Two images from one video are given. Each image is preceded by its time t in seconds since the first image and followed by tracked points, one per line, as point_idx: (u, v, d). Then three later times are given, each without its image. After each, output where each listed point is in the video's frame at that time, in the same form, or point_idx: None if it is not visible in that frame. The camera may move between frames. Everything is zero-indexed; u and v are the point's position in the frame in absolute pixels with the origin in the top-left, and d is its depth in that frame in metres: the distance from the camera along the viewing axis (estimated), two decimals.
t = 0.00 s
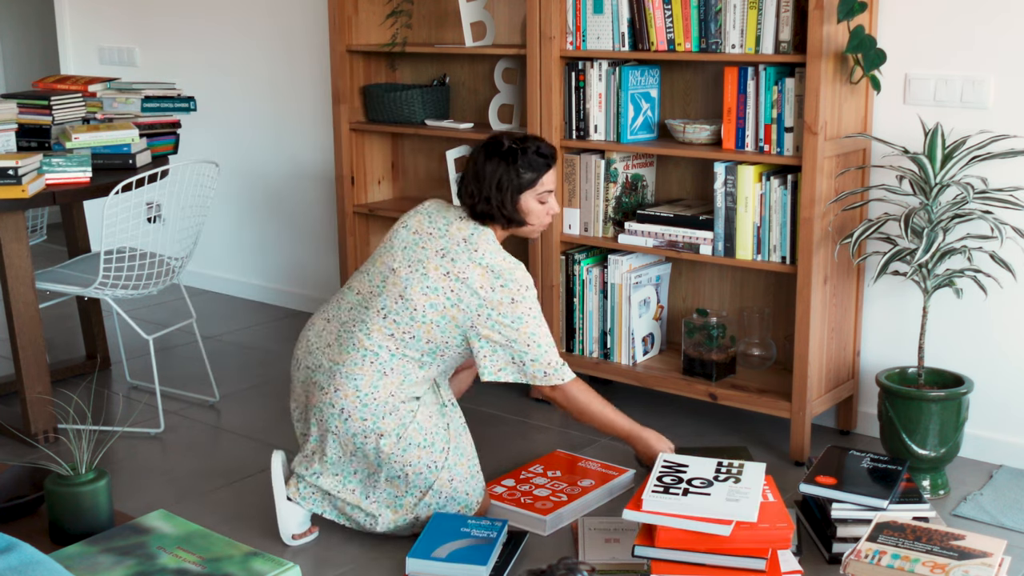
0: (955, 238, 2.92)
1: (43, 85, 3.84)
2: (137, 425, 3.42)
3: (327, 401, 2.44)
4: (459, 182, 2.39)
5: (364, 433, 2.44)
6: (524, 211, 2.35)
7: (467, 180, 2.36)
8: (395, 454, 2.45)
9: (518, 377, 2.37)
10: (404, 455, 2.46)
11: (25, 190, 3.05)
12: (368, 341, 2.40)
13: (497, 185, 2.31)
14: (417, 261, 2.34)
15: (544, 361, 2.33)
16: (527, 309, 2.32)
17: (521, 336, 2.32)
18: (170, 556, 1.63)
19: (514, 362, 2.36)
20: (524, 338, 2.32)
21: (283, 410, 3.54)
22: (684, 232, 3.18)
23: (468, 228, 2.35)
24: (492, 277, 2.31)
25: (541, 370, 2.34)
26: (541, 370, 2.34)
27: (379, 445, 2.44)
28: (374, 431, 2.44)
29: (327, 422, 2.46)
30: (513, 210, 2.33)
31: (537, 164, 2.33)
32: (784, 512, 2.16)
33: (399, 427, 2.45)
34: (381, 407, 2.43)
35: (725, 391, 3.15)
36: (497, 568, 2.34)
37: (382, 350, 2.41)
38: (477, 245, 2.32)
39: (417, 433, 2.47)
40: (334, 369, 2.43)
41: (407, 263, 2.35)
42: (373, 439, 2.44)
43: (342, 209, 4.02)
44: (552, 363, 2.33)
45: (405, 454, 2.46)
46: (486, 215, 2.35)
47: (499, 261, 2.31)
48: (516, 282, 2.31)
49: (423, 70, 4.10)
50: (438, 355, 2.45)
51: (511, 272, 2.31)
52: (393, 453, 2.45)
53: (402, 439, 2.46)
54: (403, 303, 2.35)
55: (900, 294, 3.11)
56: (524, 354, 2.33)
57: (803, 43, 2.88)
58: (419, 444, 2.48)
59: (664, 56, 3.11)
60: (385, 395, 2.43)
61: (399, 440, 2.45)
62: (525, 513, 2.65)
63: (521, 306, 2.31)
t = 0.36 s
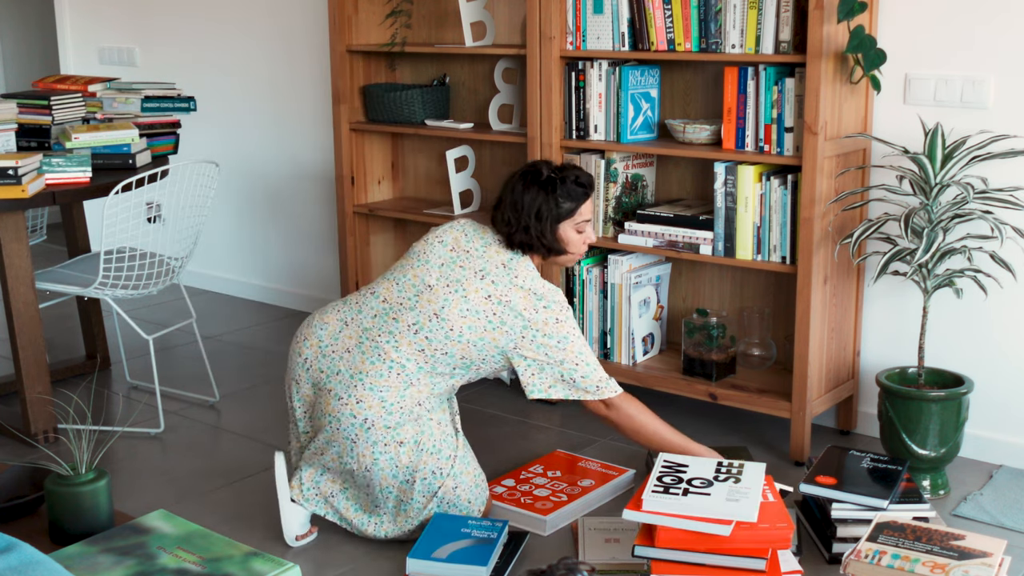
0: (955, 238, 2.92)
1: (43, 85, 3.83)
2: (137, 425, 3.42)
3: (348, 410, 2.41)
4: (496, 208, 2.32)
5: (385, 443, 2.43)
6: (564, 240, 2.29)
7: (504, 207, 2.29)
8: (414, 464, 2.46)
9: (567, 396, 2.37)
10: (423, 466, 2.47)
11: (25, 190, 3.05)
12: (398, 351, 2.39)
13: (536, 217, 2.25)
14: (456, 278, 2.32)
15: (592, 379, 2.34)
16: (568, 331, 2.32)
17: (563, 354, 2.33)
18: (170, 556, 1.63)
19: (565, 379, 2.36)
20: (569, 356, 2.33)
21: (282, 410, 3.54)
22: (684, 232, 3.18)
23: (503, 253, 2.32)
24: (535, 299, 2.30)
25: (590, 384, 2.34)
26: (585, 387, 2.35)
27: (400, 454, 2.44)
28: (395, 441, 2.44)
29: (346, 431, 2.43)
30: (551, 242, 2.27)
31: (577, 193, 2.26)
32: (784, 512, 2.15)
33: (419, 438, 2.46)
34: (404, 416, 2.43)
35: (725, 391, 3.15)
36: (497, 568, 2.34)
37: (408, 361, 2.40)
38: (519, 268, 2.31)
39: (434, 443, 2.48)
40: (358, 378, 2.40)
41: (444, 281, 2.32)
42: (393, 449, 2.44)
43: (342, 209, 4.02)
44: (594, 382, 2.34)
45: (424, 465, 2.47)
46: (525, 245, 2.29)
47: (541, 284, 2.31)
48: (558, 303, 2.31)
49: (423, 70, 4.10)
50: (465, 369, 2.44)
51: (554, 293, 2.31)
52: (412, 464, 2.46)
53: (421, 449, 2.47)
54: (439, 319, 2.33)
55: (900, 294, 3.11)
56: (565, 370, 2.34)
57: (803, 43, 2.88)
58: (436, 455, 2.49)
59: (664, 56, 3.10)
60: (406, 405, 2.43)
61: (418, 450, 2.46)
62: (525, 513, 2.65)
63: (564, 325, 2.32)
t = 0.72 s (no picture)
0: (955, 238, 2.92)
1: (43, 85, 3.83)
2: (137, 425, 3.42)
3: (357, 409, 2.40)
4: (524, 239, 2.31)
5: (391, 447, 2.42)
6: (589, 278, 2.28)
7: (532, 239, 2.27)
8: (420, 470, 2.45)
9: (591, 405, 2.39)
10: (429, 473, 2.46)
11: (25, 190, 3.05)
12: (413, 357, 2.40)
13: (564, 251, 2.24)
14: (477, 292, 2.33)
15: (612, 390, 2.36)
16: (587, 350, 2.34)
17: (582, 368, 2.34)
18: (170, 556, 1.63)
19: (588, 390, 2.37)
20: (591, 367, 2.34)
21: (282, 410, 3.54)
22: (684, 232, 3.18)
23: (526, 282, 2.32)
24: (556, 317, 2.31)
25: (608, 396, 2.36)
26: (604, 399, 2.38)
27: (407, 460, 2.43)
28: (401, 446, 2.42)
29: (353, 431, 2.41)
30: (577, 278, 2.26)
31: (608, 231, 2.25)
32: (784, 512, 2.15)
33: (424, 446, 2.46)
34: (412, 421, 2.43)
35: (725, 391, 3.15)
36: (497, 568, 2.33)
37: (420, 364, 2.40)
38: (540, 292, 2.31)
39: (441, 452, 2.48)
40: (370, 379, 2.40)
41: (465, 296, 2.33)
42: (400, 453, 2.42)
43: (342, 209, 4.02)
44: (612, 396, 2.36)
45: (428, 473, 2.45)
46: (550, 279, 2.28)
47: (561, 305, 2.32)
48: (577, 321, 2.33)
49: (423, 70, 4.10)
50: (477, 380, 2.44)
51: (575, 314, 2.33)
52: (416, 471, 2.44)
53: (428, 456, 2.46)
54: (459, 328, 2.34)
55: (900, 294, 3.11)
56: (584, 381, 2.35)
57: (803, 43, 2.88)
58: (443, 464, 2.48)
59: (664, 56, 3.10)
60: (415, 409, 2.43)
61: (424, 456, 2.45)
62: (525, 513, 2.65)
63: (586, 341, 2.34)
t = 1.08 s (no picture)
0: (955, 238, 2.92)
1: (43, 85, 3.83)
2: (137, 425, 3.42)
3: (354, 408, 2.39)
4: (539, 251, 2.31)
5: (387, 450, 2.41)
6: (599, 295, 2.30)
7: (549, 252, 2.28)
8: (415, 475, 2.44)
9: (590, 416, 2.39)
10: (423, 478, 2.45)
11: (25, 190, 3.05)
12: (413, 360, 2.40)
13: (581, 266, 2.25)
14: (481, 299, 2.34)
15: (612, 400, 2.36)
16: (588, 362, 2.34)
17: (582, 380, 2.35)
18: (170, 556, 1.63)
19: (587, 398, 2.37)
20: (592, 377, 2.35)
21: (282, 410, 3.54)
22: (684, 232, 3.18)
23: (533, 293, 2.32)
24: (559, 329, 2.32)
25: (605, 408, 2.37)
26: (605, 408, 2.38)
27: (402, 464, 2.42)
28: (397, 449, 2.41)
29: (349, 432, 2.41)
30: (591, 294, 2.27)
31: (624, 250, 2.27)
32: (784, 512, 2.15)
33: (421, 452, 2.44)
34: (409, 425, 2.42)
35: (725, 391, 3.15)
36: (497, 568, 2.33)
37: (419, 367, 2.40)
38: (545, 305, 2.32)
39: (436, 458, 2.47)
40: (368, 379, 2.40)
41: (469, 302, 2.33)
42: (396, 456, 2.41)
43: (342, 209, 4.02)
44: (609, 408, 2.36)
45: (424, 478, 2.44)
46: (563, 293, 2.29)
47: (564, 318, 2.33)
48: (580, 333, 2.33)
49: (423, 70, 4.10)
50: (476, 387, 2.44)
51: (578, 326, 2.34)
52: (411, 476, 2.43)
53: (424, 461, 2.45)
54: (460, 332, 2.34)
55: (900, 294, 3.11)
56: (584, 391, 2.35)
57: (803, 43, 2.88)
58: (437, 471, 2.47)
59: (664, 56, 3.10)
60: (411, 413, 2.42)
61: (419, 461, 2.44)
62: (525, 513, 2.65)
63: (587, 355, 2.35)
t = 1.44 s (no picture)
0: (955, 238, 2.92)
1: (43, 85, 3.83)
2: (137, 425, 3.42)
3: (357, 400, 2.39)
4: (542, 240, 2.32)
5: (388, 445, 2.41)
6: (604, 285, 2.29)
7: (551, 241, 2.29)
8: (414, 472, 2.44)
9: (552, 435, 2.36)
10: (423, 476, 2.45)
11: (25, 190, 3.05)
12: (416, 355, 2.38)
13: (580, 256, 2.25)
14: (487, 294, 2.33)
15: (580, 425, 2.33)
16: (575, 376, 2.31)
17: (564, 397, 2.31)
18: (170, 556, 1.63)
19: (554, 415, 2.34)
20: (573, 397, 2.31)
21: (282, 410, 3.54)
22: (684, 232, 3.18)
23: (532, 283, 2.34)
24: (559, 334, 2.30)
25: (568, 437, 2.34)
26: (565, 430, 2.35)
27: (401, 461, 2.42)
28: (398, 445, 2.41)
29: (352, 424, 2.40)
30: (592, 284, 2.27)
31: (625, 242, 2.25)
32: (784, 512, 2.15)
33: (422, 448, 2.44)
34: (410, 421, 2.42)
35: (725, 391, 3.15)
36: (497, 568, 2.33)
37: (421, 362, 2.38)
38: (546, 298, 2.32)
39: (437, 456, 2.47)
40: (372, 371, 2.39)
41: (474, 294, 2.34)
42: (396, 453, 2.41)
43: (342, 209, 4.02)
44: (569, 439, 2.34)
45: (425, 475, 2.44)
46: (565, 283, 2.29)
47: (566, 322, 2.31)
48: (577, 343, 2.31)
49: (423, 70, 4.10)
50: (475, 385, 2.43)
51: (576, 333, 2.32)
52: (412, 472, 2.43)
53: (423, 458, 2.45)
54: (462, 327, 2.33)
55: (900, 294, 3.11)
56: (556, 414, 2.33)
57: (803, 43, 2.88)
58: (437, 468, 2.47)
59: (664, 56, 3.10)
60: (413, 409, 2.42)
61: (419, 458, 2.44)
62: (525, 513, 2.65)
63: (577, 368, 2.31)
